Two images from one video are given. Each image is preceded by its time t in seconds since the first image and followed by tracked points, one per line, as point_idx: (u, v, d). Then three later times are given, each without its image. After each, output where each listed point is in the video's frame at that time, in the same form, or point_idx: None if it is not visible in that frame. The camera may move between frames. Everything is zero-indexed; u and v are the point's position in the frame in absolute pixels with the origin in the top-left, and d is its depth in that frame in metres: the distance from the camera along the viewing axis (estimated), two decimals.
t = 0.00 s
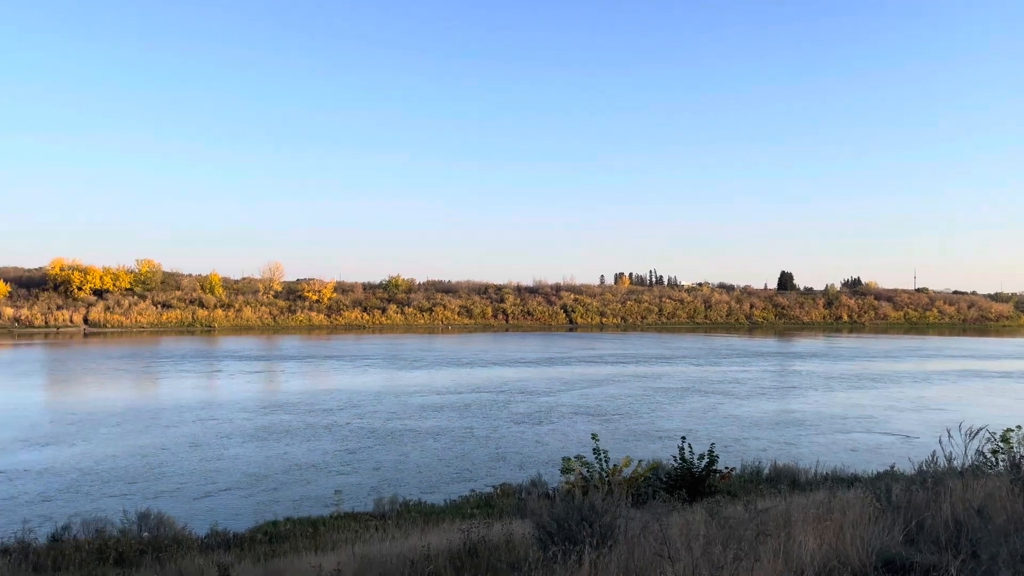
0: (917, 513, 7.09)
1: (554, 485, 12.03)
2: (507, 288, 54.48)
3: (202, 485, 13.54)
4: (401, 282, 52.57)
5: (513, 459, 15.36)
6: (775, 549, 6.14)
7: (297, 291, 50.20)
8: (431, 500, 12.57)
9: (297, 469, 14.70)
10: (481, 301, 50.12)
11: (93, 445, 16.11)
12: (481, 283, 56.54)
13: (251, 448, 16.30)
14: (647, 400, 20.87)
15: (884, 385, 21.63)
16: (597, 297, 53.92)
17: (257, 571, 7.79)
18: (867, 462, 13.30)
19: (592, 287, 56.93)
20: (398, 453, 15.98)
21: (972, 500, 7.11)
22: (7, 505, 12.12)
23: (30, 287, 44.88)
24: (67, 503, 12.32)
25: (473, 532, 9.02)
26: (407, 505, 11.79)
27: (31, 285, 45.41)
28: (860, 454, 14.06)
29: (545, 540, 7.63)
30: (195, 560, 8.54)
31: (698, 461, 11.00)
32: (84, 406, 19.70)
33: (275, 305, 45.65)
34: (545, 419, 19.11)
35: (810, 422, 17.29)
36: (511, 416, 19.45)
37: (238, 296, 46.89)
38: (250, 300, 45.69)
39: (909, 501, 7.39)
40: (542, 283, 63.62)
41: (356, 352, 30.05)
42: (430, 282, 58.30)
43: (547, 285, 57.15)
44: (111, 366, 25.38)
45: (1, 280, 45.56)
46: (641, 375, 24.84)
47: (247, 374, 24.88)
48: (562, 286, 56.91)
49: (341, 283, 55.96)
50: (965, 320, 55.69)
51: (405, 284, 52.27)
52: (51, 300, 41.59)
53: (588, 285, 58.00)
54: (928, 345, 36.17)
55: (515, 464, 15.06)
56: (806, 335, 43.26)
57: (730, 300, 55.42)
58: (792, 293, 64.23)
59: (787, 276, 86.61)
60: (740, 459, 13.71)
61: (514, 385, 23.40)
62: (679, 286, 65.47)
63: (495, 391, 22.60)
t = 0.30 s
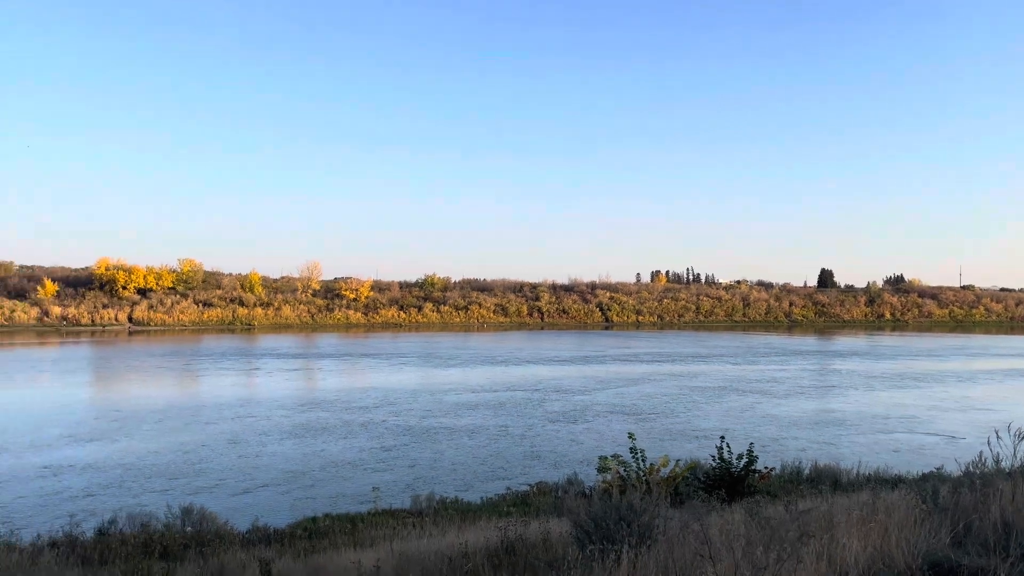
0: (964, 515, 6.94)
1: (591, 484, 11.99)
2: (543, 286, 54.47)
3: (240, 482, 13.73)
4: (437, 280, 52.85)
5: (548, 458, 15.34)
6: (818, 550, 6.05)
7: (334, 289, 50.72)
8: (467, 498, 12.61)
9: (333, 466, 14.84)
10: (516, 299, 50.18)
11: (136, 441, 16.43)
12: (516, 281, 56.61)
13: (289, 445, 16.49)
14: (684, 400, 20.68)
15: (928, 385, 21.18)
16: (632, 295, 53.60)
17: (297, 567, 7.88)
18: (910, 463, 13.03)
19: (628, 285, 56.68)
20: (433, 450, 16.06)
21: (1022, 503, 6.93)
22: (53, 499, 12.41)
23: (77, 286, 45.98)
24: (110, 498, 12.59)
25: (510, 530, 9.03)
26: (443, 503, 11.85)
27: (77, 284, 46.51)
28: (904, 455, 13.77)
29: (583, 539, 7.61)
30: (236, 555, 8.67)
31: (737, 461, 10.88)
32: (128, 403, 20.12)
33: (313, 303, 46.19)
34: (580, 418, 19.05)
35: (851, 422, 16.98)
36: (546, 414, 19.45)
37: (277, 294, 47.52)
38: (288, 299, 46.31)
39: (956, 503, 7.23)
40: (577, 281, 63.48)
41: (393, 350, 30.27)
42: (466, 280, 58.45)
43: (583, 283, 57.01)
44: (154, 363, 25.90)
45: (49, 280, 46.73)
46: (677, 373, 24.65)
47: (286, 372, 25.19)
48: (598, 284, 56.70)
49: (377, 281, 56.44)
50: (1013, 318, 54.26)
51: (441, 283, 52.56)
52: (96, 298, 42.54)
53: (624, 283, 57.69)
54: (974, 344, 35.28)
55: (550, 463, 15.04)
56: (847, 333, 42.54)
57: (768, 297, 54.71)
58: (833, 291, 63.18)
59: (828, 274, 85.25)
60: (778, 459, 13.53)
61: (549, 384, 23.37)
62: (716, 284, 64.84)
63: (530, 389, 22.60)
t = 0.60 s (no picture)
0: (1014, 517, 6.77)
1: (628, 482, 11.93)
2: (579, 284, 54.35)
3: (279, 477, 13.93)
4: (473, 279, 53.03)
5: (583, 457, 15.30)
6: (861, 552, 5.96)
7: (372, 287, 51.20)
8: (503, 495, 12.63)
9: (369, 463, 14.97)
10: (552, 297, 50.15)
11: (177, 437, 16.77)
12: (553, 280, 56.59)
13: (326, 442, 16.70)
14: (721, 398, 20.49)
15: (974, 384, 20.69)
16: (669, 293, 53.21)
17: (336, 562, 7.98)
18: (955, 464, 12.74)
19: (665, 283, 56.31)
20: (469, 448, 16.12)
21: None
22: (98, 493, 12.71)
23: (123, 285, 47.06)
24: (152, 493, 12.85)
25: (547, 528, 9.03)
26: (480, 500, 11.89)
27: (123, 283, 47.60)
28: (948, 456, 13.47)
29: (621, 538, 7.58)
30: (276, 549, 8.81)
31: (776, 460, 10.75)
32: (170, 399, 20.53)
33: (351, 301, 46.66)
34: (615, 416, 18.97)
35: (893, 422, 16.66)
36: (582, 413, 19.40)
37: (315, 292, 48.13)
38: (327, 297, 46.85)
39: (1005, 505, 7.05)
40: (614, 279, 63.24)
41: (429, 348, 30.43)
42: (502, 279, 58.58)
43: (619, 281, 56.77)
44: (196, 360, 26.40)
45: (96, 278, 47.92)
46: (715, 372, 24.43)
47: (323, 369, 25.49)
48: (634, 282, 56.42)
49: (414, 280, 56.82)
50: None
51: (477, 281, 52.74)
52: (141, 297, 43.51)
53: (661, 280, 57.30)
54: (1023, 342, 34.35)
55: (586, 461, 15.00)
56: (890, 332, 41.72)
57: (809, 295, 53.89)
58: (876, 288, 61.98)
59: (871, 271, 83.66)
60: (818, 459, 13.33)
61: (585, 382, 23.31)
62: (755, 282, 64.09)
63: (566, 387, 22.57)
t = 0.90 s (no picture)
0: None
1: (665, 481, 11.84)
2: (615, 282, 54.14)
3: (316, 473, 14.10)
4: (508, 277, 53.12)
5: (619, 456, 15.21)
6: (907, 553, 5.85)
7: (409, 285, 51.56)
8: (539, 494, 12.62)
9: (404, 460, 15.08)
10: (587, 295, 50.03)
11: (217, 432, 17.07)
12: (588, 277, 56.45)
13: (362, 438, 16.85)
14: (759, 398, 20.23)
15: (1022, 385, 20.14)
16: (707, 291, 52.73)
17: (375, 557, 8.08)
18: (1002, 467, 12.42)
19: (702, 281, 55.81)
20: (504, 445, 16.14)
21: None
22: (140, 487, 12.99)
23: (166, 283, 48.05)
24: (193, 487, 13.09)
25: (584, 526, 9.01)
26: (516, 497, 11.91)
27: (166, 281, 48.57)
28: (995, 458, 13.14)
29: (659, 536, 7.52)
30: (316, 544, 8.93)
31: (817, 460, 10.59)
32: (211, 395, 20.90)
33: (388, 299, 47.03)
34: (651, 415, 18.85)
35: (936, 423, 16.31)
36: (618, 412, 19.30)
37: (353, 290, 48.60)
38: (364, 294, 47.29)
39: None
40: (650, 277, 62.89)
41: (465, 346, 30.55)
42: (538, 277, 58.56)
43: (656, 279, 56.42)
44: (237, 358, 26.84)
45: (141, 277, 48.98)
46: (753, 371, 24.14)
47: (360, 367, 25.73)
48: (671, 280, 56.02)
49: (450, 278, 57.10)
50: None
51: (512, 279, 52.79)
52: (184, 295, 44.39)
53: (699, 279, 56.79)
54: None
55: (622, 460, 14.92)
56: (934, 330, 40.88)
57: (850, 293, 52.99)
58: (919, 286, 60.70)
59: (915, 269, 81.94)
60: (859, 459, 13.09)
61: (621, 380, 23.20)
62: (794, 280, 63.19)
63: (601, 386, 22.49)
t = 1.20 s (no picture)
0: None
1: (701, 481, 11.76)
2: (649, 281, 53.83)
3: (350, 470, 14.24)
4: (542, 275, 53.08)
5: (653, 455, 15.13)
6: (951, 556, 5.74)
7: (443, 283, 51.79)
8: (573, 492, 12.60)
9: (437, 458, 15.14)
10: (622, 293, 49.79)
11: (254, 429, 17.32)
12: (623, 276, 56.21)
13: (395, 436, 16.97)
14: (796, 398, 19.97)
15: None
16: (743, 289, 52.17)
17: (411, 553, 8.14)
18: None
19: (738, 280, 55.23)
20: (537, 444, 16.15)
21: None
22: (180, 482, 13.25)
23: (206, 281, 48.91)
24: (229, 482, 13.31)
25: (619, 525, 8.98)
26: (551, 496, 11.90)
27: (206, 279, 49.41)
28: None
29: (695, 536, 7.47)
30: (352, 540, 9.02)
31: (856, 461, 10.42)
32: (248, 392, 21.21)
33: (422, 297, 47.29)
34: (685, 415, 18.70)
35: (979, 424, 15.94)
36: (651, 411, 19.19)
37: (388, 289, 48.96)
38: (399, 293, 47.60)
39: None
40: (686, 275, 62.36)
41: (499, 344, 30.59)
42: (572, 275, 58.44)
43: (691, 277, 55.98)
44: (274, 355, 27.21)
45: (181, 275, 49.91)
46: (790, 371, 23.83)
47: (394, 364, 25.90)
48: (707, 278, 55.50)
49: (484, 275, 57.24)
50: None
51: (546, 277, 52.75)
52: (222, 293, 45.12)
53: (735, 277, 56.21)
54: None
55: (656, 460, 14.83)
56: (978, 330, 39.95)
57: (891, 292, 52.00)
58: (964, 284, 59.33)
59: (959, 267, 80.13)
60: (900, 462, 12.85)
61: (655, 379, 23.07)
62: (833, 278, 62.16)
63: (635, 385, 22.38)
